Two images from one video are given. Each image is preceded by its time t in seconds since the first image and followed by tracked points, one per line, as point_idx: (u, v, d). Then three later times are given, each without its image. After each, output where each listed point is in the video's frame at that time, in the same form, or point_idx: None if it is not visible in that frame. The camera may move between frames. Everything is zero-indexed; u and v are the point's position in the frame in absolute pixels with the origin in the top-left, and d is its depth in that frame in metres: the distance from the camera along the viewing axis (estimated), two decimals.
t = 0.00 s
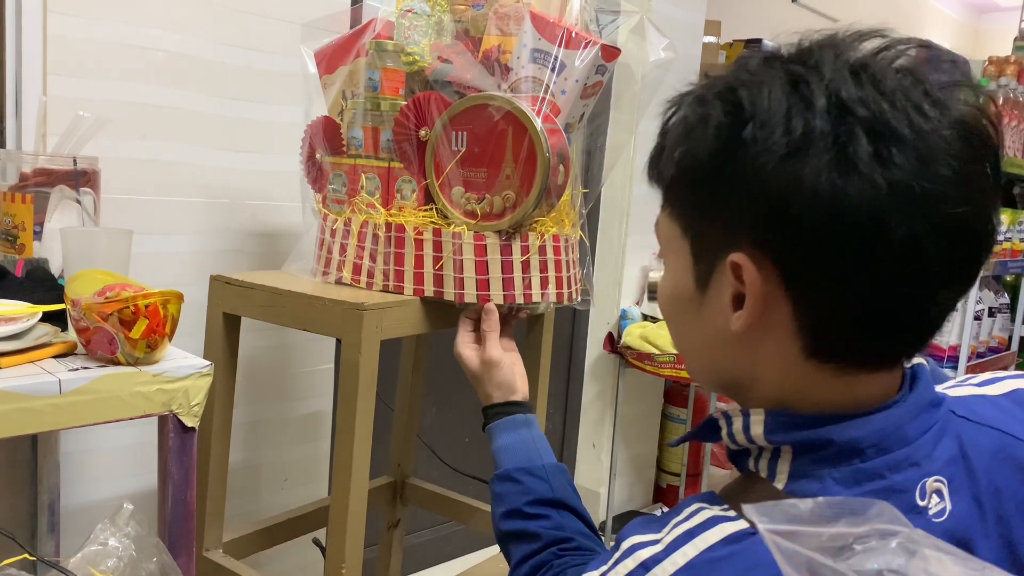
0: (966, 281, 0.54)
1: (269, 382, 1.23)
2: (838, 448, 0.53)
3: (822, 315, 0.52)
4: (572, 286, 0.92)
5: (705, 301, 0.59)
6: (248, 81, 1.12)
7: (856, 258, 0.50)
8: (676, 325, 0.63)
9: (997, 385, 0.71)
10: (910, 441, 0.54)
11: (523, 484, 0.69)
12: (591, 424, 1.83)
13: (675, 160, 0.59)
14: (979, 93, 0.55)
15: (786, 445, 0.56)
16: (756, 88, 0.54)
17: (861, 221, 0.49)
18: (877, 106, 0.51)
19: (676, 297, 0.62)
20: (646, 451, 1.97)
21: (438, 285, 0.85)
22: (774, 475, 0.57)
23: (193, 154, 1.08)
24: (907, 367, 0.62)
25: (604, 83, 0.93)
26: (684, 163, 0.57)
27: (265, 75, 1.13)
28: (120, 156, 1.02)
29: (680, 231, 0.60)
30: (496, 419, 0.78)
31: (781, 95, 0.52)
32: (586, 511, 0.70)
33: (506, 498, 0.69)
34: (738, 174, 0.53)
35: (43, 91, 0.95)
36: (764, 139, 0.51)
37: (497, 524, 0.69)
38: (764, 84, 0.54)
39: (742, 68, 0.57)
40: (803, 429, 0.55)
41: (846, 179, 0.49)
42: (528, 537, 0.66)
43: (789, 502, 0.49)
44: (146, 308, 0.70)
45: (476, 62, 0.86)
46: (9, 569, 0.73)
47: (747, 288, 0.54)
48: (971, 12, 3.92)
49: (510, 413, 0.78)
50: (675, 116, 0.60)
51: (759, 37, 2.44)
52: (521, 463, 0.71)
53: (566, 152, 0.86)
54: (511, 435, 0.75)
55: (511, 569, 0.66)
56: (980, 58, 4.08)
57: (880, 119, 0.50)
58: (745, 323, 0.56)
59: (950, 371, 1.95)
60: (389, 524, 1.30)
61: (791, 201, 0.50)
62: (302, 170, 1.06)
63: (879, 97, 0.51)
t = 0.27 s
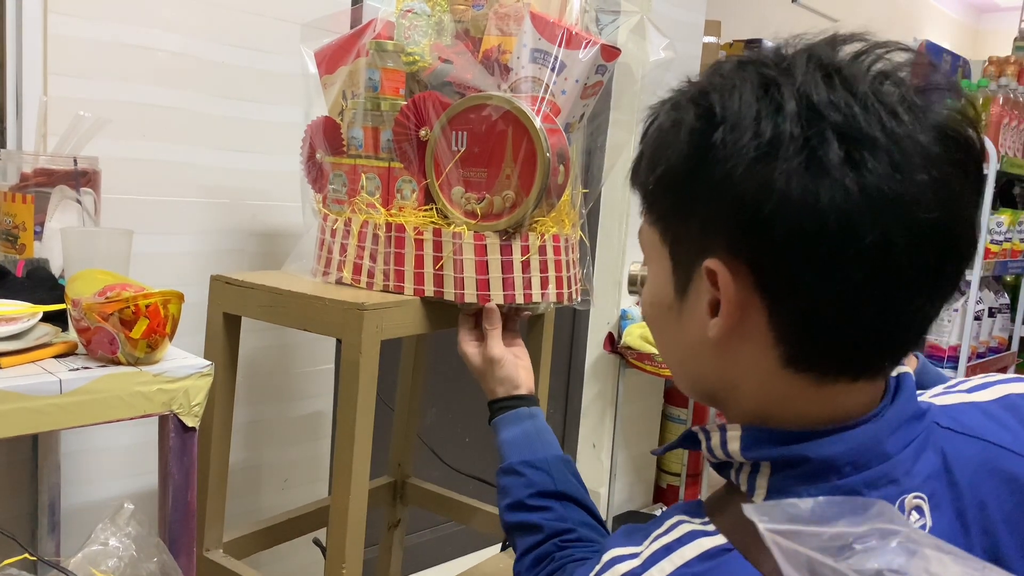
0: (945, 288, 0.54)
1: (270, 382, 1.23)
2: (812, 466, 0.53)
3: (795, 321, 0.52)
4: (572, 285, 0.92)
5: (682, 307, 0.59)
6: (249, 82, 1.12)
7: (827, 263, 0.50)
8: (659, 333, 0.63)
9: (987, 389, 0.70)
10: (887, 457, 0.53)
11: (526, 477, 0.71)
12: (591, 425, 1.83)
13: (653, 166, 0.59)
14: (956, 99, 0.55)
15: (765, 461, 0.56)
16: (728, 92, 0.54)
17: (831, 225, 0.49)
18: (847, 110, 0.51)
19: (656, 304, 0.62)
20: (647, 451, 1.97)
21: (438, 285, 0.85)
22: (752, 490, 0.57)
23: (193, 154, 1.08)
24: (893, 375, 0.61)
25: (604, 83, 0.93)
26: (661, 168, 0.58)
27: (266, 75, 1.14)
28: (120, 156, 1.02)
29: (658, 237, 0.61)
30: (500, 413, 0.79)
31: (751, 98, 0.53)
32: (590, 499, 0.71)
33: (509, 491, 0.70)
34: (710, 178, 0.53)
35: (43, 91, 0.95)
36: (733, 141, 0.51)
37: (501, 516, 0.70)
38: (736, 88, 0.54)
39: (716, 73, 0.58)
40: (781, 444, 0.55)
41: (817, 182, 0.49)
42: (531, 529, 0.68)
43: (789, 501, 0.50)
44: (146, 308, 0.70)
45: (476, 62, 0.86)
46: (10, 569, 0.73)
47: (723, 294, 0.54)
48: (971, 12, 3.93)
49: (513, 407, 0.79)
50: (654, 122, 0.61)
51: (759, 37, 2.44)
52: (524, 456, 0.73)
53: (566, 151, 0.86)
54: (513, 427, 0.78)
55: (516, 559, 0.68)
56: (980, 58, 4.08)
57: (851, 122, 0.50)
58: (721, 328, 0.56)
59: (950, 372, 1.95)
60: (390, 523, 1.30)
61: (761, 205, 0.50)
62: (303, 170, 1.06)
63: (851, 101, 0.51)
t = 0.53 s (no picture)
0: (935, 304, 0.54)
1: (269, 383, 1.23)
2: (796, 477, 0.54)
3: (781, 338, 0.52)
4: (572, 285, 0.92)
5: (672, 316, 0.59)
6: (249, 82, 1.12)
7: (815, 282, 0.50)
8: (649, 340, 0.64)
9: (977, 395, 0.69)
10: (870, 469, 0.53)
11: (528, 467, 0.75)
12: (591, 425, 1.83)
13: (644, 172, 0.59)
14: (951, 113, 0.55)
15: (749, 472, 0.56)
16: (720, 102, 0.54)
17: (818, 243, 0.49)
18: (840, 125, 0.50)
19: (646, 311, 0.62)
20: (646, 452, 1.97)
21: (437, 285, 0.85)
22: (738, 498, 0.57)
23: (192, 154, 1.08)
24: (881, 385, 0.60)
25: (603, 83, 0.93)
26: (651, 176, 0.58)
27: (265, 75, 1.14)
28: (119, 156, 1.02)
29: (649, 245, 0.61)
30: (504, 405, 0.83)
31: (744, 110, 0.52)
32: (590, 485, 0.76)
33: (514, 480, 0.75)
34: (700, 191, 0.53)
35: (43, 91, 0.95)
36: (723, 155, 0.51)
37: (506, 504, 0.75)
38: (728, 99, 0.54)
39: (710, 81, 0.57)
40: (766, 455, 0.56)
41: (806, 200, 0.49)
42: (534, 516, 0.72)
43: (790, 501, 0.50)
44: (145, 308, 0.70)
45: (475, 61, 0.86)
46: (9, 569, 0.73)
47: (709, 306, 0.54)
48: (971, 12, 3.93)
49: (515, 399, 0.83)
50: (646, 127, 0.61)
51: (759, 37, 2.44)
52: (527, 447, 0.77)
53: (565, 151, 0.86)
54: (517, 419, 0.81)
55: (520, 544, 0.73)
56: (980, 58, 4.09)
57: (843, 138, 0.50)
58: (706, 339, 0.56)
59: (950, 371, 1.95)
60: (389, 523, 1.30)
61: (748, 221, 0.50)
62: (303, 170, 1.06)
63: (844, 115, 0.51)
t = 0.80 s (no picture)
0: (927, 302, 0.53)
1: (269, 382, 1.23)
2: (793, 481, 0.54)
3: (773, 337, 0.52)
4: (572, 284, 0.92)
5: (666, 315, 0.59)
6: (249, 81, 1.12)
7: (804, 281, 0.50)
8: (644, 339, 0.64)
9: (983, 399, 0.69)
10: (870, 474, 0.53)
11: (527, 463, 0.76)
12: (591, 424, 1.83)
13: (636, 172, 0.59)
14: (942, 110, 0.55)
15: (749, 475, 0.57)
16: (709, 100, 0.54)
17: (807, 241, 0.49)
18: (827, 123, 0.50)
19: (641, 311, 0.62)
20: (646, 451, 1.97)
21: (437, 284, 0.85)
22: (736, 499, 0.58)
23: (192, 153, 1.08)
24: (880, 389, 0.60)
25: (604, 82, 0.93)
26: (643, 175, 0.58)
27: (265, 74, 1.13)
28: (119, 155, 1.01)
29: (642, 246, 0.61)
30: (503, 401, 0.84)
31: (732, 108, 0.53)
32: (589, 479, 0.76)
33: (512, 477, 0.76)
34: (689, 190, 0.53)
35: (42, 90, 0.95)
36: (712, 153, 0.51)
37: (506, 501, 0.75)
38: (717, 97, 0.54)
39: (700, 80, 0.57)
40: (763, 459, 0.56)
41: (795, 199, 0.48)
42: (533, 512, 0.73)
43: (791, 501, 0.50)
44: (145, 307, 0.70)
45: (476, 61, 0.86)
46: (8, 568, 0.72)
47: (701, 305, 0.54)
48: (971, 12, 3.93)
49: (514, 395, 0.84)
50: (639, 127, 0.61)
51: (760, 36, 2.44)
52: (525, 443, 0.78)
53: (565, 150, 0.86)
54: (515, 416, 0.81)
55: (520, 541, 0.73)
56: (980, 58, 4.09)
57: (832, 135, 0.50)
58: (699, 339, 0.56)
59: (950, 371, 1.95)
60: (390, 523, 1.30)
61: (737, 219, 0.50)
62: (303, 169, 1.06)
63: (834, 113, 0.51)
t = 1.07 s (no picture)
0: (943, 292, 0.53)
1: (268, 381, 1.23)
2: (810, 482, 0.54)
3: (786, 324, 0.52)
4: (572, 284, 0.92)
5: (678, 308, 0.59)
6: (248, 80, 1.12)
7: (819, 265, 0.49)
8: (656, 335, 0.64)
9: (1000, 403, 0.69)
10: (888, 478, 0.53)
11: (526, 458, 0.76)
12: (590, 424, 1.84)
13: (650, 162, 0.59)
14: (959, 98, 0.55)
15: (765, 475, 0.56)
16: (724, 88, 0.55)
17: (821, 225, 0.49)
18: (843, 107, 0.51)
19: (654, 305, 0.63)
20: (646, 450, 1.97)
21: (437, 284, 0.85)
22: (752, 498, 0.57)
23: (192, 152, 1.08)
24: (901, 391, 0.60)
25: (604, 81, 0.93)
26: (657, 165, 0.58)
27: (265, 73, 1.13)
28: (119, 154, 1.01)
29: (656, 238, 0.61)
30: (501, 400, 0.84)
31: (747, 95, 0.53)
32: (590, 475, 0.76)
33: (512, 472, 0.76)
34: (704, 176, 0.53)
35: (42, 89, 0.95)
36: (727, 139, 0.52)
37: (507, 497, 0.75)
38: (732, 84, 0.55)
39: (715, 70, 0.58)
40: (778, 458, 0.56)
41: (809, 182, 0.49)
42: (534, 507, 0.73)
43: (791, 501, 0.50)
44: (145, 306, 0.70)
45: (475, 60, 0.86)
46: (8, 567, 0.72)
47: (716, 294, 0.54)
48: (971, 11, 3.93)
49: (512, 393, 0.84)
50: (654, 119, 0.62)
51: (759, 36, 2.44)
52: (524, 439, 0.78)
53: (565, 150, 0.86)
54: (514, 414, 0.81)
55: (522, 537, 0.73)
56: (979, 58, 4.09)
57: (847, 120, 0.50)
58: (715, 328, 0.56)
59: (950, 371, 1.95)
60: (389, 522, 1.30)
61: (751, 203, 0.50)
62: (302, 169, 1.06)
63: (849, 98, 0.51)
